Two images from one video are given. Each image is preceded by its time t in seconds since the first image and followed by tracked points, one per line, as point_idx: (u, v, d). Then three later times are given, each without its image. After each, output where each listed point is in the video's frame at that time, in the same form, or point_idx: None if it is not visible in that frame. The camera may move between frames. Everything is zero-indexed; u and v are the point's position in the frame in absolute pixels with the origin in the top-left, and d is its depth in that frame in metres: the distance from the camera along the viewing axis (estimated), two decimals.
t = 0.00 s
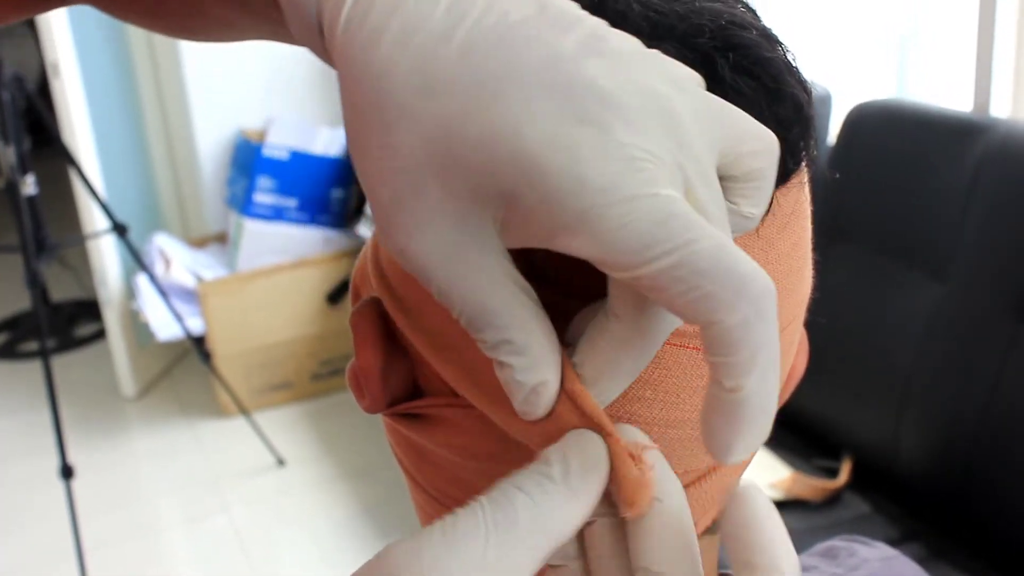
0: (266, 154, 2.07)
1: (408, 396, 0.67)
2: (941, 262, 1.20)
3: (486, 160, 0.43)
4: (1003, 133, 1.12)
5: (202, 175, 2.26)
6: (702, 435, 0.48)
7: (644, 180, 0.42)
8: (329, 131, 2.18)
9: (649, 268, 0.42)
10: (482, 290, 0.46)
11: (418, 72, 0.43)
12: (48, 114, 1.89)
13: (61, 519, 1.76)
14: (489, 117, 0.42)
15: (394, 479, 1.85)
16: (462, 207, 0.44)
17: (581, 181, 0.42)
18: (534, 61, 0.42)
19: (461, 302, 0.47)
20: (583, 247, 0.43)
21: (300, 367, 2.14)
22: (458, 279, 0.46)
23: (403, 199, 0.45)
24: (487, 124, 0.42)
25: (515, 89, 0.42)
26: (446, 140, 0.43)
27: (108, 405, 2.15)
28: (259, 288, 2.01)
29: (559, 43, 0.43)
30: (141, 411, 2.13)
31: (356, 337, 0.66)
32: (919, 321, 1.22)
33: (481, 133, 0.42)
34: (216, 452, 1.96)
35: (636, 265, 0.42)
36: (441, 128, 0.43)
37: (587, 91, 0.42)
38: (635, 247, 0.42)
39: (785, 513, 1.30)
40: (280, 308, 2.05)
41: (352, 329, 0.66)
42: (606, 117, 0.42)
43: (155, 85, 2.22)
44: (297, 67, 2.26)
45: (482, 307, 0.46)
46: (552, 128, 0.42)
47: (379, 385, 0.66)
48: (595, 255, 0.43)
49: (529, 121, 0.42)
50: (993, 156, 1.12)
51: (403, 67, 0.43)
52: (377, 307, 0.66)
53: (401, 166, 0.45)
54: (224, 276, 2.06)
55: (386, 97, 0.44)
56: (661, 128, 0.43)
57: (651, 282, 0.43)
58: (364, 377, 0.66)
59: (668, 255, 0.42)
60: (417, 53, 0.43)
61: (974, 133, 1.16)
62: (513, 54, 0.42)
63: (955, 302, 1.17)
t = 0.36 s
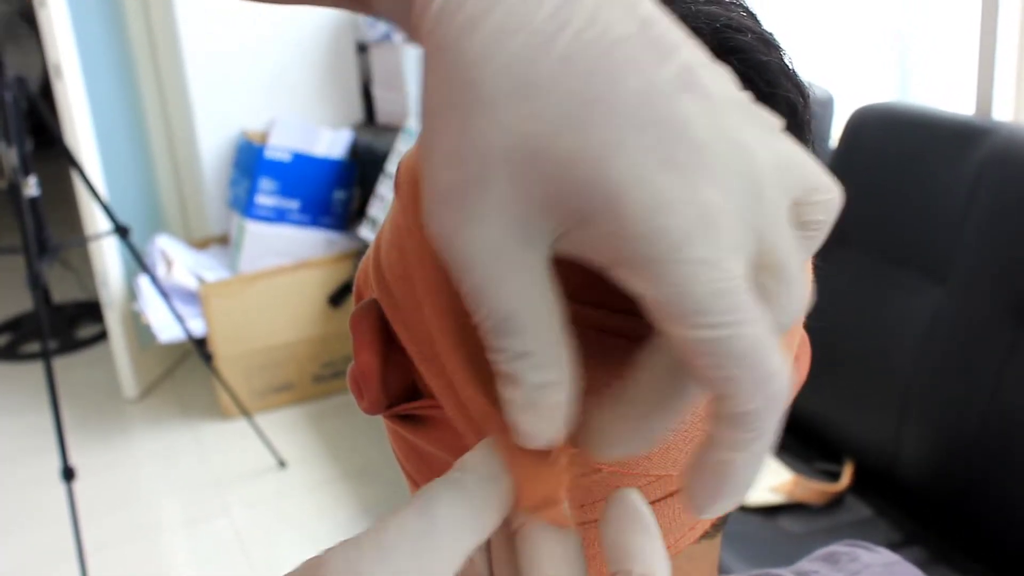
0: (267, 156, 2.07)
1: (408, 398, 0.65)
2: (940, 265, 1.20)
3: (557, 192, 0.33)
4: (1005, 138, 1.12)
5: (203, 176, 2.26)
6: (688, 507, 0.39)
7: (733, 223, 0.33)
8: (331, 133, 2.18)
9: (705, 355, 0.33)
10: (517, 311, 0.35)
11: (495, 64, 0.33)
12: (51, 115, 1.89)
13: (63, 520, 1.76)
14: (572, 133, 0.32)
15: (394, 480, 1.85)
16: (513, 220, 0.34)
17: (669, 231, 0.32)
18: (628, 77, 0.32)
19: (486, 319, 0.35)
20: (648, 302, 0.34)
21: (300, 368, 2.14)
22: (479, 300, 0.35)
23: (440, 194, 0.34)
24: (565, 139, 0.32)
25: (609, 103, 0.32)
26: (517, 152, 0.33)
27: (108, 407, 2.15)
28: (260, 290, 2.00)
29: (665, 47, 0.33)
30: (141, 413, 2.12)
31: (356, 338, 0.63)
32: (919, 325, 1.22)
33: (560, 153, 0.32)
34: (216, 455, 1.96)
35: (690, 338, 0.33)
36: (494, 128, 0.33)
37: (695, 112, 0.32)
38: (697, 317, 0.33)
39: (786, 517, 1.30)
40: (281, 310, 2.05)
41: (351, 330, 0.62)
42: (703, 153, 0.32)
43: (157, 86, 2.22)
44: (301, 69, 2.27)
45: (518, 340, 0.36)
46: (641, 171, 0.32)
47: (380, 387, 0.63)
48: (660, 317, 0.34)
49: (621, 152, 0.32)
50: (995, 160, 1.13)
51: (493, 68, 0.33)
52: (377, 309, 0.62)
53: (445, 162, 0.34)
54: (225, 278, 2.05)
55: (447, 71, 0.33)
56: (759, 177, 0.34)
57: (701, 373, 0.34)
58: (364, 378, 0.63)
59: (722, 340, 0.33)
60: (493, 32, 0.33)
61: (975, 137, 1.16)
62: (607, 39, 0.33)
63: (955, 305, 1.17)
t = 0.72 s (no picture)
0: (271, 159, 2.07)
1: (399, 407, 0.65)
2: (944, 269, 1.20)
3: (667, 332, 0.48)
4: (1008, 141, 1.12)
5: (208, 179, 2.27)
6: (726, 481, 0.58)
7: (792, 385, 0.49)
8: (335, 136, 2.19)
9: (711, 452, 0.52)
10: (616, 386, 0.52)
11: (657, 254, 0.46)
12: (55, 118, 1.89)
13: (67, 522, 1.77)
14: (696, 304, 0.46)
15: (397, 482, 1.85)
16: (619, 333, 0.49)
17: (727, 377, 0.48)
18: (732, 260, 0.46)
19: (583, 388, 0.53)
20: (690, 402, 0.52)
21: (304, 370, 2.14)
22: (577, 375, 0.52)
23: (567, 309, 0.49)
24: (692, 317, 0.47)
25: (721, 285, 0.46)
26: (639, 310, 0.47)
27: (113, 409, 2.15)
28: (264, 292, 2.01)
29: (786, 233, 0.47)
30: (146, 415, 2.13)
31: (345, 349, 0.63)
32: (922, 329, 1.22)
33: (670, 319, 0.47)
34: (220, 457, 1.97)
35: (709, 440, 0.52)
36: (636, 289, 0.46)
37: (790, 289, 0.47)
38: (723, 430, 0.51)
39: (790, 520, 1.30)
40: (285, 312, 2.06)
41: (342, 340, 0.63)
42: (785, 318, 0.47)
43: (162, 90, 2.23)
44: (306, 72, 2.27)
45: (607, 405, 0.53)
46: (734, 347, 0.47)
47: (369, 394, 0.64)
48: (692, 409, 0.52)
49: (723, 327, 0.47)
50: (998, 163, 1.12)
51: (655, 254, 0.45)
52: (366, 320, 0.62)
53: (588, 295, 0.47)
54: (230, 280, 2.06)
55: (608, 225, 0.45)
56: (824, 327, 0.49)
57: (695, 457, 0.53)
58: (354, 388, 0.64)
59: (730, 445, 0.52)
60: (654, 207, 0.45)
61: (978, 141, 1.16)
62: (734, 235, 0.46)
63: (958, 309, 1.17)
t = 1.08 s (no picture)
0: (273, 161, 2.07)
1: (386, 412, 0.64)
2: (946, 275, 1.20)
3: (660, 347, 0.46)
4: (1009, 148, 1.12)
5: (209, 180, 2.27)
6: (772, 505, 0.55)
7: (791, 418, 0.47)
8: (337, 138, 2.20)
9: (692, 475, 0.50)
10: (594, 399, 0.49)
11: (681, 271, 0.44)
12: (58, 118, 1.89)
13: (67, 522, 1.77)
14: (694, 325, 0.45)
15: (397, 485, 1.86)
16: (621, 346, 0.47)
17: (724, 401, 0.46)
18: (749, 289, 0.45)
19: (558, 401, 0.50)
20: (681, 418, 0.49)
21: (305, 372, 2.15)
22: (561, 378, 0.49)
23: (576, 311, 0.46)
24: (698, 342, 0.45)
25: (731, 309, 0.45)
26: (647, 326, 0.45)
27: (112, 410, 2.15)
28: (264, 293, 2.01)
29: (798, 273, 0.46)
30: (145, 415, 2.13)
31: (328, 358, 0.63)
32: (924, 335, 1.23)
33: (685, 339, 0.45)
34: (219, 457, 1.97)
35: (692, 463, 0.49)
36: (653, 305, 0.45)
37: (801, 321, 0.46)
38: (709, 452, 0.48)
39: (788, 523, 1.31)
40: (286, 312, 2.06)
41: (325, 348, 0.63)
42: (789, 346, 0.46)
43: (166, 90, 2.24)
44: (308, 74, 2.27)
45: (594, 422, 0.51)
46: (740, 374, 0.45)
47: (353, 404, 0.62)
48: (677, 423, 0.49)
49: (736, 357, 0.45)
50: (998, 170, 1.13)
51: (680, 273, 0.44)
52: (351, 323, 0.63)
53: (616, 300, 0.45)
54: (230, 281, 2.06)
55: (641, 237, 0.44)
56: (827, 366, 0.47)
57: (673, 481, 0.51)
58: (338, 398, 0.63)
59: (711, 469, 0.50)
60: (688, 228, 0.44)
61: (979, 147, 1.16)
62: (755, 265, 0.45)
63: (960, 315, 1.17)
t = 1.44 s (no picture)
0: (272, 163, 2.08)
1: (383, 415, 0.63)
2: (944, 276, 1.21)
3: (643, 383, 0.47)
4: (1008, 151, 1.13)
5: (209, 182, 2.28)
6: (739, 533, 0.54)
7: (771, 457, 0.48)
8: (336, 140, 2.18)
9: (682, 517, 0.50)
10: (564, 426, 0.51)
11: (670, 314, 0.45)
12: (58, 119, 1.90)
13: (68, 524, 1.77)
14: (681, 365, 0.46)
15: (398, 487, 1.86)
16: (600, 381, 0.48)
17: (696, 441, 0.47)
18: (737, 331, 0.45)
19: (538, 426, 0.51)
20: (668, 462, 0.50)
21: (305, 375, 2.15)
22: (537, 410, 0.50)
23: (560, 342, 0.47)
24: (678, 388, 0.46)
25: (716, 352, 0.45)
26: (631, 362, 0.46)
27: (112, 412, 2.15)
28: (263, 295, 2.01)
29: (781, 318, 0.47)
30: (145, 417, 2.13)
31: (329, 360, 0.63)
32: (923, 337, 1.23)
33: (667, 385, 0.46)
34: (219, 459, 1.97)
35: (681, 505, 0.50)
36: (640, 341, 0.45)
37: (782, 359, 0.47)
38: (695, 492, 0.49)
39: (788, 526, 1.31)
40: (286, 314, 2.06)
41: (327, 354, 0.63)
42: (773, 388, 0.47)
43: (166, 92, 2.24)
44: (308, 76, 2.28)
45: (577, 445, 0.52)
46: (722, 413, 0.46)
47: (358, 408, 0.62)
48: (671, 471, 0.49)
49: (715, 398, 0.46)
50: (997, 173, 1.13)
51: (662, 311, 0.45)
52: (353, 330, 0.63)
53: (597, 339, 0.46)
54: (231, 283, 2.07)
55: (630, 279, 0.44)
56: (805, 402, 0.48)
57: (665, 518, 0.51)
58: (340, 403, 0.61)
59: (699, 509, 0.50)
60: (676, 271, 0.44)
61: (978, 150, 1.17)
62: (740, 310, 0.45)
63: (958, 318, 1.18)
